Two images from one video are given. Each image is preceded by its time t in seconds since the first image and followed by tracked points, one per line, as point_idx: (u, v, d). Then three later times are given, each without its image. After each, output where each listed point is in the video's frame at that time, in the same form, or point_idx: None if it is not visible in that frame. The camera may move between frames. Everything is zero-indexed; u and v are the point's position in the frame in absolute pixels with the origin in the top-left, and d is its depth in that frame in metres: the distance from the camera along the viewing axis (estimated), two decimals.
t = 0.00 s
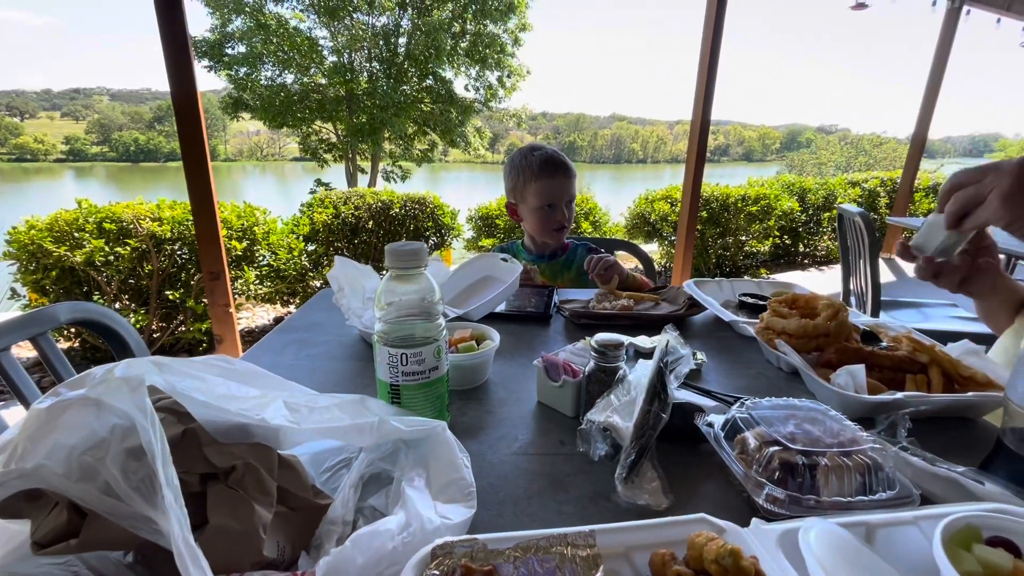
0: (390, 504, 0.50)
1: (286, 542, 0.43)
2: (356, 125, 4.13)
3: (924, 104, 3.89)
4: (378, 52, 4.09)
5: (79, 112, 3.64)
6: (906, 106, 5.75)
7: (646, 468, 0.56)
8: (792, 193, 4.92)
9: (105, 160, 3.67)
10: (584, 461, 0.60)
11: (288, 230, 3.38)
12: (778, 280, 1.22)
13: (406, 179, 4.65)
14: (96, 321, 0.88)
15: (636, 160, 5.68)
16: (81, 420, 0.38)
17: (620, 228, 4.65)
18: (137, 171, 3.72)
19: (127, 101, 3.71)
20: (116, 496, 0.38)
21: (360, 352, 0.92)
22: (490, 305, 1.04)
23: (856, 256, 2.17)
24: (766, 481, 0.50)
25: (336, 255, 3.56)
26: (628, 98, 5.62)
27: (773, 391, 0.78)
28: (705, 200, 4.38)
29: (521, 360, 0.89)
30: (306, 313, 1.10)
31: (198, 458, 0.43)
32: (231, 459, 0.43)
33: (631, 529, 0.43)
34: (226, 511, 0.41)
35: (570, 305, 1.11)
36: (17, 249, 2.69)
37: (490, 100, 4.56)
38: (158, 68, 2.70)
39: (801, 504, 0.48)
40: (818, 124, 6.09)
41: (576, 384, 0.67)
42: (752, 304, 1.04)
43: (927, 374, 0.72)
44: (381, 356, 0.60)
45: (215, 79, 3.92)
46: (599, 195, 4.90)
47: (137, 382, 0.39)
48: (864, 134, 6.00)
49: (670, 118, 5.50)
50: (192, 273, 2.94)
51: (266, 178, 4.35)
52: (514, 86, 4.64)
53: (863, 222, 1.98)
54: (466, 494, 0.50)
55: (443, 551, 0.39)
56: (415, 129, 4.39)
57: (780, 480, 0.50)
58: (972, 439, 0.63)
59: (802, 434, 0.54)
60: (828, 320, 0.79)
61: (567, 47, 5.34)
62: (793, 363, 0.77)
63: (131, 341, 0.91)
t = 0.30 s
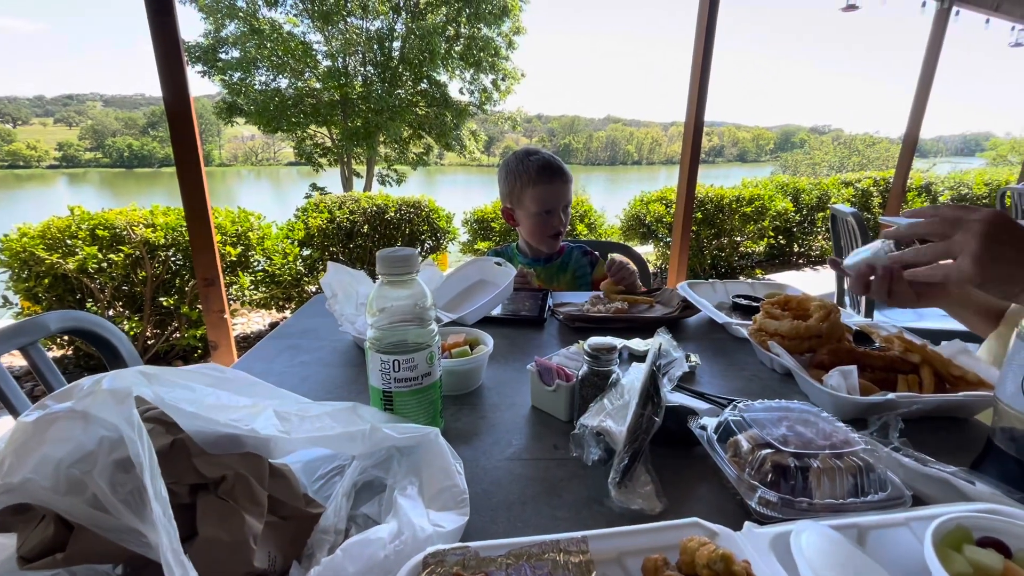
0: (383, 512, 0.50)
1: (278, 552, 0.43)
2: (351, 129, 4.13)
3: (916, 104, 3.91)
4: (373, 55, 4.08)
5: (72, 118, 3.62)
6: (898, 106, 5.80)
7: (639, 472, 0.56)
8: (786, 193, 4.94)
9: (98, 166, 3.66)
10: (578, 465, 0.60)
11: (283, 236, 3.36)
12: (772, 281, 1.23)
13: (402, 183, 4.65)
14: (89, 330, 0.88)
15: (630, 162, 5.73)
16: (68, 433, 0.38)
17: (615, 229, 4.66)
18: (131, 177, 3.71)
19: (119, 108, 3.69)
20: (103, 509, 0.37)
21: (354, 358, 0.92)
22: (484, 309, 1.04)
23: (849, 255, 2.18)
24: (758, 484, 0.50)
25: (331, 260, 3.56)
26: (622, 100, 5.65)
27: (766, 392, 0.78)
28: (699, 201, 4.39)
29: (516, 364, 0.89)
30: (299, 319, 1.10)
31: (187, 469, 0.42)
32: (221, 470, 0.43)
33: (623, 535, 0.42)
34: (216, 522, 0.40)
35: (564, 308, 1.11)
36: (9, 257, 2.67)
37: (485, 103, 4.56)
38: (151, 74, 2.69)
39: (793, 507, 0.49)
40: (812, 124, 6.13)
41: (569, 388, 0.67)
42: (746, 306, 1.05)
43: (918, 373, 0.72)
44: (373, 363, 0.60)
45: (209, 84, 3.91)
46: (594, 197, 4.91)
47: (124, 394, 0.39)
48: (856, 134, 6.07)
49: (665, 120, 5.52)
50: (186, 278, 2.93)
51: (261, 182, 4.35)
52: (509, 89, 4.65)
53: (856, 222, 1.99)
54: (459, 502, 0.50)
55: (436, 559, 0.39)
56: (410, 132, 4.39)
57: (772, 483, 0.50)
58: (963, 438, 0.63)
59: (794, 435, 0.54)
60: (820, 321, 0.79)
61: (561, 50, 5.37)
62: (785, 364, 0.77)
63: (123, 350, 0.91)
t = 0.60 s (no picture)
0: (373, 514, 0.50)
1: (266, 556, 0.43)
2: (346, 132, 4.11)
3: (908, 102, 3.94)
4: (367, 58, 4.07)
5: (66, 122, 3.61)
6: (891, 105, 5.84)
7: (631, 471, 0.56)
8: (780, 193, 4.96)
9: (91, 170, 3.64)
10: (569, 465, 0.60)
11: (277, 238, 3.35)
12: (765, 280, 1.23)
13: (398, 185, 4.65)
14: (77, 334, 0.86)
15: (626, 163, 5.74)
16: (50, 436, 0.37)
17: (611, 230, 4.67)
18: (125, 182, 3.70)
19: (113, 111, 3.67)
20: (86, 513, 0.37)
21: (347, 360, 0.91)
22: (477, 310, 1.04)
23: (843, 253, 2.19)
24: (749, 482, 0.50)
25: (326, 262, 3.55)
26: (618, 101, 5.67)
27: (758, 390, 0.78)
28: (694, 201, 4.40)
29: (509, 365, 0.89)
30: (292, 322, 1.09)
31: (173, 472, 0.42)
32: (208, 473, 0.43)
33: (612, 533, 0.42)
34: (202, 525, 0.40)
35: (558, 308, 1.11)
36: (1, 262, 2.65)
37: (481, 105, 4.55)
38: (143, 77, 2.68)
39: (783, 504, 0.49)
40: (806, 123, 6.15)
41: (561, 388, 0.67)
42: (739, 304, 1.05)
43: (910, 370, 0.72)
44: (363, 365, 0.59)
45: (203, 87, 3.90)
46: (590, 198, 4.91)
47: (107, 396, 0.38)
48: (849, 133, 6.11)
49: (660, 120, 5.54)
50: (181, 282, 2.91)
51: (257, 185, 4.34)
52: (504, 90, 4.64)
53: (849, 219, 2.00)
54: (449, 503, 0.50)
55: (424, 560, 0.39)
56: (406, 134, 4.38)
57: (763, 480, 0.50)
58: (953, 434, 0.63)
59: (784, 433, 0.54)
60: (811, 319, 0.79)
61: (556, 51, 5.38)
62: (776, 362, 0.77)
63: (113, 354, 0.90)
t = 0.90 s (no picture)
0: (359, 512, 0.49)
1: (248, 555, 0.42)
2: (343, 131, 4.10)
3: (905, 99, 3.94)
4: (364, 57, 4.05)
5: (62, 123, 3.60)
6: (888, 102, 5.84)
7: (622, 467, 0.55)
8: (778, 190, 4.97)
9: (88, 171, 3.63)
10: (560, 461, 0.59)
11: (274, 238, 3.34)
12: (760, 276, 1.22)
13: (396, 184, 4.65)
14: (64, 332, 0.85)
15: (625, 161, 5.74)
16: (24, 434, 0.37)
17: (609, 228, 4.67)
18: (122, 182, 3.68)
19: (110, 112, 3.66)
20: (62, 512, 0.36)
21: (339, 358, 0.91)
22: (470, 307, 1.03)
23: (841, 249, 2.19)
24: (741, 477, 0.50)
25: (323, 261, 3.54)
26: (616, 99, 5.66)
27: (753, 386, 0.77)
28: (692, 199, 4.40)
29: (501, 362, 0.88)
30: (285, 320, 1.08)
31: (153, 470, 0.41)
32: (189, 471, 0.42)
33: (601, 530, 0.42)
34: (182, 524, 0.39)
35: (552, 305, 1.10)
36: None
37: (479, 103, 4.53)
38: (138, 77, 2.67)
39: (775, 499, 0.48)
40: (804, 121, 6.15)
41: (553, 384, 0.67)
42: (734, 300, 1.04)
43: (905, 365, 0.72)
44: (351, 361, 0.59)
45: (200, 86, 3.88)
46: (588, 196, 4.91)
47: (82, 393, 0.37)
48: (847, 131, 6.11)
49: (658, 119, 5.54)
50: (177, 282, 2.91)
51: (254, 185, 4.33)
52: (502, 89, 4.61)
53: (846, 215, 2.00)
54: (437, 500, 0.49)
55: (408, 558, 0.38)
56: (404, 134, 4.37)
57: (755, 475, 0.50)
58: (948, 428, 0.63)
59: (776, 427, 0.53)
60: (806, 313, 0.79)
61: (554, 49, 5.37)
62: (771, 357, 0.76)
63: (103, 354, 0.89)
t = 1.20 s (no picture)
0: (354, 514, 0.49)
1: (241, 556, 0.42)
2: (345, 130, 4.10)
3: (909, 96, 3.91)
4: (367, 56, 4.05)
5: (67, 123, 3.62)
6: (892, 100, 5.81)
7: (618, 469, 0.55)
8: (782, 188, 4.95)
9: (92, 171, 3.65)
10: (555, 462, 0.59)
11: (276, 237, 3.35)
12: (761, 275, 1.21)
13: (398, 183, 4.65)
14: (63, 332, 0.86)
15: (627, 160, 5.72)
16: (18, 436, 0.37)
17: (611, 227, 4.66)
18: (126, 181, 3.69)
19: (115, 111, 3.67)
20: (53, 514, 0.36)
21: (337, 358, 0.91)
22: (469, 307, 1.03)
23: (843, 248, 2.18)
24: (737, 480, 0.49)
25: (325, 260, 3.55)
26: (619, 98, 5.65)
27: (752, 387, 0.77)
28: (695, 198, 4.38)
29: (499, 362, 0.88)
30: (283, 320, 1.08)
31: (145, 472, 0.41)
32: (182, 473, 0.42)
33: (594, 533, 0.41)
34: (175, 526, 0.39)
35: (551, 304, 1.10)
36: None
37: (481, 102, 4.53)
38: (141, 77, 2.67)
39: (771, 502, 0.48)
40: (808, 119, 6.12)
41: (549, 385, 0.66)
42: (734, 299, 1.03)
43: (905, 365, 0.71)
44: (347, 362, 0.59)
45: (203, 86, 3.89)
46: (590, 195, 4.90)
47: (73, 395, 0.37)
48: (851, 129, 6.08)
49: (661, 117, 5.52)
50: (180, 281, 2.92)
51: (258, 185, 4.34)
52: (504, 88, 4.61)
53: (849, 214, 1.99)
54: (432, 501, 0.49)
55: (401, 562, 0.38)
56: (406, 133, 4.37)
57: (752, 477, 0.49)
58: (949, 430, 0.62)
59: (774, 429, 0.53)
60: (806, 314, 0.78)
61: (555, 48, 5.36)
62: (770, 358, 0.76)
63: (102, 353, 0.89)
